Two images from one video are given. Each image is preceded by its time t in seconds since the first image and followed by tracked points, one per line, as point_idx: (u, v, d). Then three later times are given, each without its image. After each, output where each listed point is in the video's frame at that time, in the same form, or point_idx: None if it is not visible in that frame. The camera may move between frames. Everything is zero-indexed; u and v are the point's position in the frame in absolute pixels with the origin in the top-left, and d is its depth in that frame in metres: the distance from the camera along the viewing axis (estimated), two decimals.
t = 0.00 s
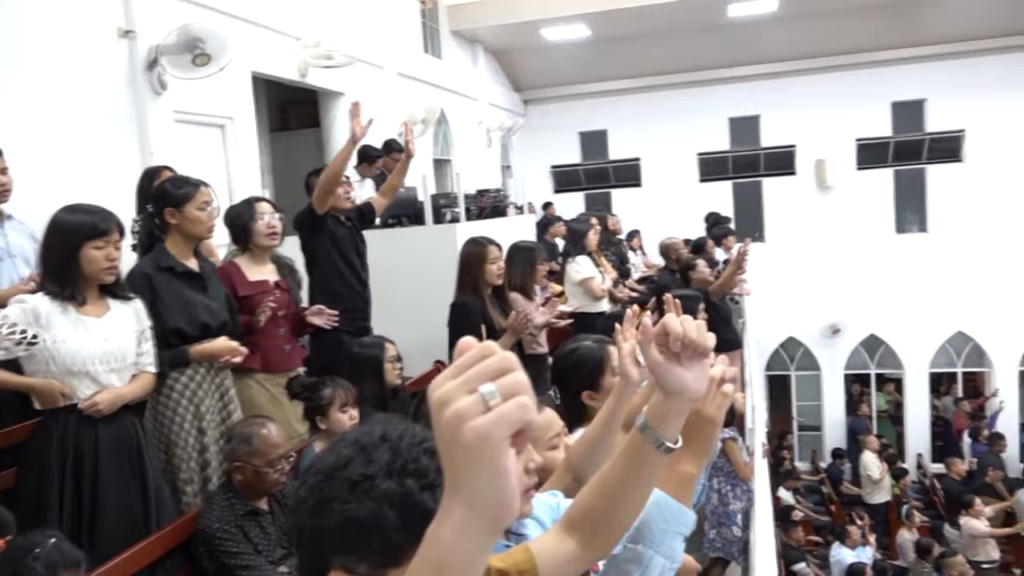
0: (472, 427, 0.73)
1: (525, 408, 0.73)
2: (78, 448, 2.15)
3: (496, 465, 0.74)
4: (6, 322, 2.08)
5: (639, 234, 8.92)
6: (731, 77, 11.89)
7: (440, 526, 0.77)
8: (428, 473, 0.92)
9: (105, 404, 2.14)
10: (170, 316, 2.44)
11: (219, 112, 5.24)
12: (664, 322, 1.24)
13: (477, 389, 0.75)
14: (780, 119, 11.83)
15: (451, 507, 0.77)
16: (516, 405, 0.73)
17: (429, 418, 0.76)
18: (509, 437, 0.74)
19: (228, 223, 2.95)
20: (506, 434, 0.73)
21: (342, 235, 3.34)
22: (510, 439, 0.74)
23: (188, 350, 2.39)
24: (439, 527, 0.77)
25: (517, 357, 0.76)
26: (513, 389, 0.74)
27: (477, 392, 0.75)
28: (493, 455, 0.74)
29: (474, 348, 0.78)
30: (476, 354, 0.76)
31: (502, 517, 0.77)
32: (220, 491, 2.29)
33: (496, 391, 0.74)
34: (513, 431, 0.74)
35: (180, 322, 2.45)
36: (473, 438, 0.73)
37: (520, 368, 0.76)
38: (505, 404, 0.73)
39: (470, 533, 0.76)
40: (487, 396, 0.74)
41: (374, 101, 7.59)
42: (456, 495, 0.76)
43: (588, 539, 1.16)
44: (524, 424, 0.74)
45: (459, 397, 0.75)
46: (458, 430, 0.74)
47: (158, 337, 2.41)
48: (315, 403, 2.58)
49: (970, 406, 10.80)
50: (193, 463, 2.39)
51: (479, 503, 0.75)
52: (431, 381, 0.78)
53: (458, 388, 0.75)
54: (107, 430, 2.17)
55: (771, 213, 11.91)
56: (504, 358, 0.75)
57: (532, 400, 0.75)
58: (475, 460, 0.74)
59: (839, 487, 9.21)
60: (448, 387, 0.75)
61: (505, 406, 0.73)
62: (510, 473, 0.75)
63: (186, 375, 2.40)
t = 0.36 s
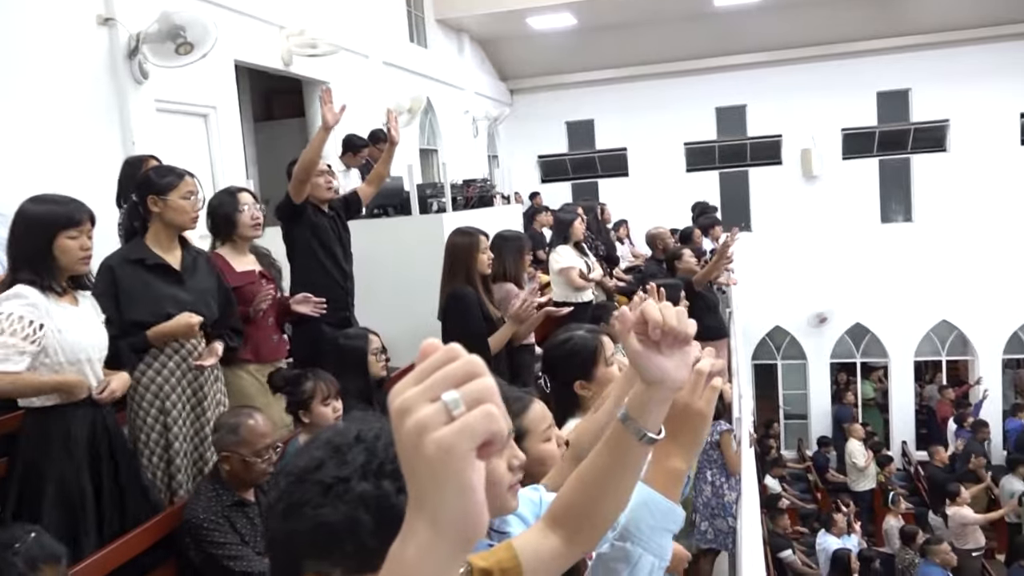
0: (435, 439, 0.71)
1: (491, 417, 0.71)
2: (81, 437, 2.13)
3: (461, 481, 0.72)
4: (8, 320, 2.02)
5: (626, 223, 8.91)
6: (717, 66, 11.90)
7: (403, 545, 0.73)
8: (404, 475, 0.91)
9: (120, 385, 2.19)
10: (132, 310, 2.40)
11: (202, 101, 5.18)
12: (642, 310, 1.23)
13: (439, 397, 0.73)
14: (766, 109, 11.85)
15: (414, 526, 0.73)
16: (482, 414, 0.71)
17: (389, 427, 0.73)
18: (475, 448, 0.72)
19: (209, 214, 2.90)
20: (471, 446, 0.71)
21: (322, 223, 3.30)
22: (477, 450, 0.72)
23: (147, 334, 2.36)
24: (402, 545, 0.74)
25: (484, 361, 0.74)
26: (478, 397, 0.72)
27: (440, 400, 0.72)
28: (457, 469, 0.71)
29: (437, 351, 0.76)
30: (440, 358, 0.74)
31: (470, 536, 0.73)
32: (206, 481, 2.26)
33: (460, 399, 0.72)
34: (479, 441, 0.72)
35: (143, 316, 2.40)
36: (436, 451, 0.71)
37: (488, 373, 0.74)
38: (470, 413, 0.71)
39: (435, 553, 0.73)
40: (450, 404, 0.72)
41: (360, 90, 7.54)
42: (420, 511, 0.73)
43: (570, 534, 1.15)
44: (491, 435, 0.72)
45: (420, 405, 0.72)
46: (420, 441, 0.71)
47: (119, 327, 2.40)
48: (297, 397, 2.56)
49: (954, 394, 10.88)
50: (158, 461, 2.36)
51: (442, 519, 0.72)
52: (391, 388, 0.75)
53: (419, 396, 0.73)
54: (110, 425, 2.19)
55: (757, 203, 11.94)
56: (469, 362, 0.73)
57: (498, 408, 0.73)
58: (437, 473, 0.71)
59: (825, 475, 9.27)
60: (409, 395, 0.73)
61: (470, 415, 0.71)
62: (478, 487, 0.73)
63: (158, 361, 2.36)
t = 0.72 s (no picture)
0: (411, 469, 0.69)
1: (473, 446, 0.69)
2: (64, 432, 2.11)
3: (439, 516, 0.70)
4: (32, 320, 2.05)
5: (610, 215, 8.91)
6: (701, 58, 11.91)
7: None
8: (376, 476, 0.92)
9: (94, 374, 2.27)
10: (106, 306, 2.34)
11: (181, 93, 5.12)
12: (631, 308, 1.23)
13: (417, 421, 0.70)
14: (749, 101, 11.88)
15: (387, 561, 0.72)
16: (464, 443, 0.69)
17: (364, 452, 0.71)
18: (454, 481, 0.69)
19: (189, 207, 2.86)
20: (451, 477, 0.69)
21: (299, 215, 3.27)
22: (456, 481, 0.70)
23: (122, 342, 2.32)
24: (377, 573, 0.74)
25: (466, 380, 0.72)
26: (460, 423, 0.69)
27: (418, 424, 0.70)
28: (434, 501, 0.69)
29: (418, 368, 0.73)
30: (420, 376, 0.71)
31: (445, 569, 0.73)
32: (190, 474, 2.22)
33: (439, 426, 0.69)
34: (459, 472, 0.69)
35: (118, 312, 2.34)
36: (411, 482, 0.69)
37: (471, 395, 0.71)
38: (451, 440, 0.69)
39: None
40: (429, 429, 0.70)
41: (341, 82, 7.46)
42: (396, 546, 0.72)
43: (552, 538, 1.15)
44: (473, 467, 0.70)
45: (398, 430, 0.70)
46: (395, 472, 0.69)
47: (91, 323, 2.34)
48: (276, 394, 2.54)
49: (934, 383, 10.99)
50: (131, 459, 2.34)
51: (417, 554, 0.71)
52: (367, 406, 0.73)
53: (397, 418, 0.70)
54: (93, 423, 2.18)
55: (741, 195, 11.97)
56: (450, 382, 0.71)
57: (481, 435, 0.70)
58: (413, 504, 0.69)
59: (809, 464, 9.34)
60: (385, 417, 0.71)
61: (451, 442, 0.69)
62: (457, 521, 0.71)
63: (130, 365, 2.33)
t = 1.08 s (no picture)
0: (402, 478, 0.68)
1: (468, 453, 0.68)
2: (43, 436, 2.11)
3: (431, 525, 0.70)
4: None
5: (603, 210, 8.89)
6: (694, 53, 11.92)
7: None
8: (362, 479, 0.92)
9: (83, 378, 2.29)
10: (115, 301, 2.33)
11: (172, 88, 5.09)
12: (625, 306, 1.23)
13: (410, 427, 0.69)
14: (742, 95, 11.89)
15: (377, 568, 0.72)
16: (460, 450, 0.68)
17: (354, 458, 0.71)
18: (449, 489, 0.69)
19: (182, 202, 2.83)
20: (446, 486, 0.68)
21: (288, 211, 3.26)
22: (450, 490, 0.69)
23: (134, 333, 2.32)
24: None
25: (461, 384, 0.71)
26: (455, 430, 0.69)
27: (411, 430, 0.69)
28: (428, 510, 0.69)
29: (412, 371, 0.72)
30: (414, 377, 0.70)
31: None
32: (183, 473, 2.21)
33: (432, 432, 0.69)
34: (454, 481, 0.69)
35: (128, 307, 2.34)
36: (403, 490, 0.68)
37: (466, 401, 0.70)
38: (446, 447, 0.68)
39: None
40: (422, 435, 0.69)
41: (334, 77, 7.44)
42: (387, 555, 0.71)
43: (545, 541, 1.14)
44: (469, 474, 0.69)
45: (389, 436, 0.70)
46: (386, 480, 0.69)
47: (100, 320, 2.32)
48: (268, 391, 2.53)
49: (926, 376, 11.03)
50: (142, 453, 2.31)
51: (409, 565, 0.71)
52: (358, 411, 0.73)
53: (388, 424, 0.70)
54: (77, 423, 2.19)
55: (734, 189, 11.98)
56: (444, 387, 0.70)
57: (476, 442, 0.69)
58: (405, 513, 0.69)
59: (802, 458, 9.37)
60: (376, 422, 0.70)
61: (445, 449, 0.68)
62: (452, 530, 0.71)
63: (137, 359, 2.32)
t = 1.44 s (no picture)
0: (383, 470, 0.67)
1: (449, 446, 0.67)
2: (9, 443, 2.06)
3: (412, 517, 0.69)
4: None
5: (597, 207, 8.88)
6: (687, 50, 11.94)
7: None
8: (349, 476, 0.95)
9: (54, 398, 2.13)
10: (132, 292, 2.36)
11: (164, 85, 5.07)
12: (609, 301, 1.28)
13: (389, 421, 0.68)
14: (735, 93, 11.92)
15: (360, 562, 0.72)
16: (440, 442, 0.67)
17: (334, 452, 0.70)
18: (428, 481, 0.68)
19: (174, 200, 2.82)
20: (426, 479, 0.68)
21: (276, 210, 3.25)
22: (431, 483, 0.68)
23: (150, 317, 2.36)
24: None
25: (441, 378, 0.70)
26: (436, 423, 0.68)
27: (391, 423, 0.68)
28: (408, 502, 0.68)
29: (391, 364, 0.71)
30: (394, 372, 0.69)
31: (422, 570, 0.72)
32: (173, 473, 2.21)
33: (413, 425, 0.68)
34: (434, 473, 0.68)
35: (144, 298, 2.38)
36: (383, 484, 0.67)
37: (446, 395, 0.69)
38: (427, 440, 0.67)
39: None
40: (402, 428, 0.68)
41: (326, 74, 7.42)
42: (368, 546, 0.71)
43: (532, 536, 1.13)
44: (448, 467, 0.68)
45: (368, 429, 0.68)
46: (366, 474, 0.68)
47: (122, 314, 2.33)
48: (263, 387, 2.53)
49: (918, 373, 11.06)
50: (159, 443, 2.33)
51: (393, 556, 0.71)
52: (337, 404, 0.71)
53: (367, 418, 0.69)
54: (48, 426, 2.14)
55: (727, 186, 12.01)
56: (424, 380, 0.69)
57: (457, 434, 0.69)
58: (385, 507, 0.68)
59: (795, 455, 9.40)
60: (355, 416, 0.69)
61: (426, 442, 0.67)
62: (434, 522, 0.71)
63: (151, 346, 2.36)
